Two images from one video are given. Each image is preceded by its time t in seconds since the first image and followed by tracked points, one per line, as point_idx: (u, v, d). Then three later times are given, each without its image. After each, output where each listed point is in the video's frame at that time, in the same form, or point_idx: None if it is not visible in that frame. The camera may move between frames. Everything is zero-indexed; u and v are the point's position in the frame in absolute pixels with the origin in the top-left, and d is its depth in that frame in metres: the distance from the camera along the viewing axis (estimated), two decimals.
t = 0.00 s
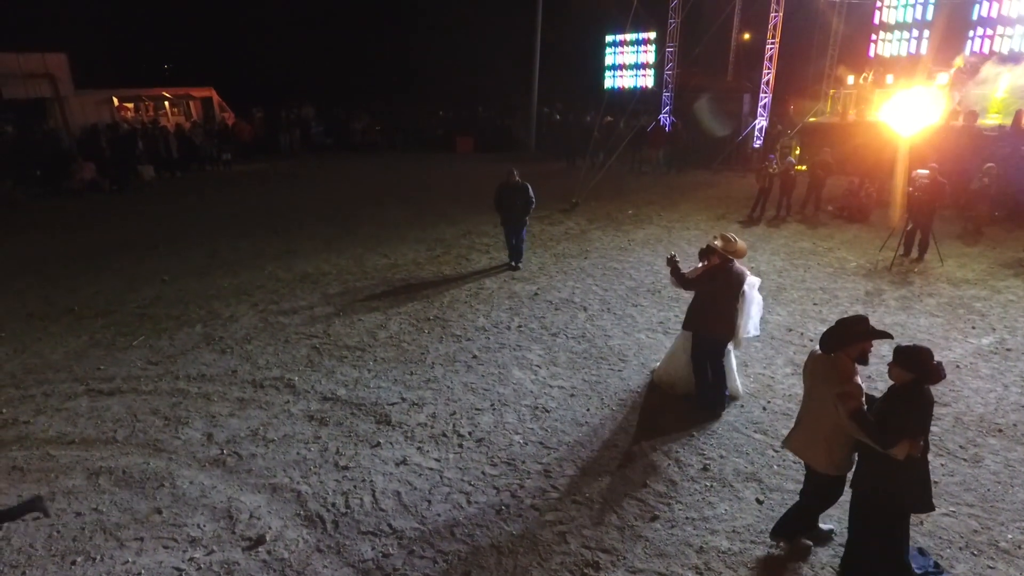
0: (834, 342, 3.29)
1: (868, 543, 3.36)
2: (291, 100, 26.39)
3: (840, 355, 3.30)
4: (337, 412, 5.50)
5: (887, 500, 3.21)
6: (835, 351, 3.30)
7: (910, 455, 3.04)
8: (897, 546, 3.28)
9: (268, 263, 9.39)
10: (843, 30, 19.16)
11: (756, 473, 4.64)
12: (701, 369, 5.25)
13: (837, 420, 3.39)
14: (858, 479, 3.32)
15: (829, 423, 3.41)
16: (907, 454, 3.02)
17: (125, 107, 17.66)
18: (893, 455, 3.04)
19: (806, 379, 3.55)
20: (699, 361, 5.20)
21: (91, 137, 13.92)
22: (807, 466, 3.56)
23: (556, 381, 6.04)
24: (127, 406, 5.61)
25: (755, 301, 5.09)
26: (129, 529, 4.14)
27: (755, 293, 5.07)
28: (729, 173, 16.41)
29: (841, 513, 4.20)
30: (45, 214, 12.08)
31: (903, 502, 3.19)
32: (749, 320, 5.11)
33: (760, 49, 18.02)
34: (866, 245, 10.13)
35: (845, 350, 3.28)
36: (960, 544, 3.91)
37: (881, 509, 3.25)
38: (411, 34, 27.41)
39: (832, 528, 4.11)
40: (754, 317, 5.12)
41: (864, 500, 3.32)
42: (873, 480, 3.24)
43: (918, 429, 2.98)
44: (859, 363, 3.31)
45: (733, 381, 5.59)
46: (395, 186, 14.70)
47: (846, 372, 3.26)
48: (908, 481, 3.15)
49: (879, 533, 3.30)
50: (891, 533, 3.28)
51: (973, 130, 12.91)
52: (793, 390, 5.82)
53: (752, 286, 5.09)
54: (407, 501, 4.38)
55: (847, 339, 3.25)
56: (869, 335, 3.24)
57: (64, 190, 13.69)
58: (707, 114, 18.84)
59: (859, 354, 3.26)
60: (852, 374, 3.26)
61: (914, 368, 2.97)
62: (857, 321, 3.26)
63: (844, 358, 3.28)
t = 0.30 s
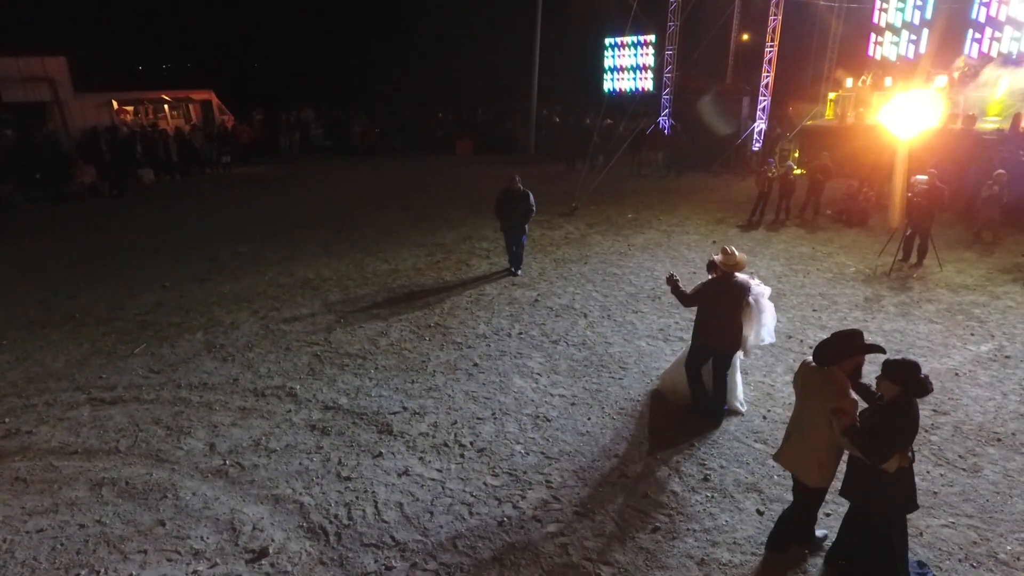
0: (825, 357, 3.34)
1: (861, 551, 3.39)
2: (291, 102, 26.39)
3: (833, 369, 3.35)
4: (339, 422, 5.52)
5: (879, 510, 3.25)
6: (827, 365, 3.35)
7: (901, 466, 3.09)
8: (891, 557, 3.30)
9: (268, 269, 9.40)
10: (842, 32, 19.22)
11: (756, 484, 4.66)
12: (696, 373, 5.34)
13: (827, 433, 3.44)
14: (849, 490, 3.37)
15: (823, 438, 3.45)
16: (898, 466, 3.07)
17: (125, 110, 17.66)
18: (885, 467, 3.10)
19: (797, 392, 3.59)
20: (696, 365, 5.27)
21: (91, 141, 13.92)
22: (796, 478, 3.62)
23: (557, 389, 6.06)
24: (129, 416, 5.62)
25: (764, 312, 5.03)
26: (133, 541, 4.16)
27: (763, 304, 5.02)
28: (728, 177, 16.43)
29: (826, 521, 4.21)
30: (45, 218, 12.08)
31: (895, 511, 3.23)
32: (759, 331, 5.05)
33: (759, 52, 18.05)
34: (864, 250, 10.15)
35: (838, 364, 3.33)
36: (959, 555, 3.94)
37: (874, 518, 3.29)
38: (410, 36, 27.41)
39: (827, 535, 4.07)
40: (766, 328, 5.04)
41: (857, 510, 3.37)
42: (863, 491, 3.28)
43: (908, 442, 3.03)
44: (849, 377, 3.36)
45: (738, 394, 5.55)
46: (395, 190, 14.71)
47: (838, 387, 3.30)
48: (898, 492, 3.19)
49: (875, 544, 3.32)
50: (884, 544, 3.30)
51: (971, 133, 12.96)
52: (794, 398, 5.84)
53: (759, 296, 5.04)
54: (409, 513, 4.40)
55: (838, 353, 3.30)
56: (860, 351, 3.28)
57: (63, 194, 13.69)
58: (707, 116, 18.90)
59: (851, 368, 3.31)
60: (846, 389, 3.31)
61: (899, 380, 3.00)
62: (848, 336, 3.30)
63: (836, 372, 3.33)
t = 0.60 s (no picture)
0: (812, 360, 3.36)
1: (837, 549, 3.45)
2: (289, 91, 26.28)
3: (819, 372, 3.38)
4: (339, 416, 5.58)
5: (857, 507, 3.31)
6: (813, 368, 3.37)
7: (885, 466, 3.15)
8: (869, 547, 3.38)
9: (268, 261, 9.43)
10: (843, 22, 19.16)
11: (752, 478, 4.72)
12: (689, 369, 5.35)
13: (813, 433, 3.47)
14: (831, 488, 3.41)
15: (809, 438, 3.48)
16: (883, 466, 3.12)
17: (122, 101, 17.60)
18: (869, 467, 3.15)
19: (784, 393, 3.62)
20: (689, 361, 5.29)
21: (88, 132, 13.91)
22: (784, 476, 3.65)
23: (555, 383, 6.11)
24: (131, 411, 5.67)
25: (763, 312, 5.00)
26: (137, 536, 4.22)
27: (761, 304, 4.99)
28: (727, 167, 16.41)
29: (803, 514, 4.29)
30: (43, 210, 12.08)
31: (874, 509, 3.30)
32: (757, 331, 5.02)
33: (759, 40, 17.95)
34: (863, 242, 10.17)
35: (823, 367, 3.36)
36: (950, 550, 4.00)
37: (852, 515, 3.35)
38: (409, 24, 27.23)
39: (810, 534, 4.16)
40: (764, 328, 5.00)
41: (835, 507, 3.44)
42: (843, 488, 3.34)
43: (892, 443, 3.08)
44: (836, 378, 3.40)
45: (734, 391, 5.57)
46: (393, 180, 14.69)
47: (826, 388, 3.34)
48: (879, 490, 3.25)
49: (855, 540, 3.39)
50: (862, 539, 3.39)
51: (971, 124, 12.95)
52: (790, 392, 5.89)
53: (757, 296, 5.01)
54: (410, 508, 4.46)
55: (824, 356, 3.33)
56: (845, 353, 3.32)
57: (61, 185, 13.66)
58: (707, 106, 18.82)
59: (837, 371, 3.35)
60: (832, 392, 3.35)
61: (884, 384, 3.05)
62: (833, 339, 3.33)
63: (824, 374, 3.36)
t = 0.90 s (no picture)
0: (803, 338, 3.43)
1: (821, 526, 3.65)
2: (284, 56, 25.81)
3: (809, 351, 3.45)
4: (339, 391, 5.66)
5: (835, 487, 3.49)
6: (804, 345, 3.45)
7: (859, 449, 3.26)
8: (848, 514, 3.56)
9: (265, 234, 9.42)
10: None
11: (744, 453, 4.82)
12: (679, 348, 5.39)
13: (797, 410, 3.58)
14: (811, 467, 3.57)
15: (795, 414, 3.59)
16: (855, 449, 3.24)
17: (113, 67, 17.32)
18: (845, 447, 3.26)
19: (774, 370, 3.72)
20: (678, 340, 5.32)
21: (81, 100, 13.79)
22: (767, 449, 3.79)
23: (552, 358, 6.18)
24: (133, 386, 5.74)
25: (748, 300, 5.03)
26: (143, 511, 4.33)
27: (750, 292, 5.00)
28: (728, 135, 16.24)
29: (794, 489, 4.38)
30: (38, 181, 11.99)
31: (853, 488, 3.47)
32: (736, 318, 5.09)
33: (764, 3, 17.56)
34: (862, 213, 10.13)
35: (812, 347, 3.42)
36: (934, 523, 4.12)
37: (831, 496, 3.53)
38: None
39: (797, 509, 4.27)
40: (747, 316, 5.07)
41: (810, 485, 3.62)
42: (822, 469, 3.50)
43: (867, 426, 3.19)
44: (823, 359, 3.47)
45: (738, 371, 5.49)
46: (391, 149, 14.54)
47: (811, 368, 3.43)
48: (856, 469, 3.41)
49: (835, 517, 3.58)
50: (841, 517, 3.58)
51: (975, 92, 12.79)
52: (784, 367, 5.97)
53: (748, 285, 5.00)
54: (409, 483, 4.57)
55: (813, 335, 3.39)
56: (834, 335, 3.38)
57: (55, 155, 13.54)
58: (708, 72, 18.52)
59: (825, 351, 3.41)
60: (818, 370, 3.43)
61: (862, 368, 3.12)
62: (825, 319, 3.38)
63: (810, 354, 3.44)
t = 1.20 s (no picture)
0: (798, 318, 3.54)
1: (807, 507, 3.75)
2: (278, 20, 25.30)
3: (802, 331, 3.56)
4: (338, 367, 5.73)
5: (818, 466, 3.59)
6: (799, 326, 3.56)
7: (841, 428, 3.38)
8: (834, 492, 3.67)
9: (263, 206, 9.39)
10: None
11: (736, 429, 4.91)
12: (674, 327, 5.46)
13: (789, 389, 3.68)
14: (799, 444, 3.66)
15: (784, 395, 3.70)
16: (836, 428, 3.37)
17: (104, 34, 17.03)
18: (827, 425, 3.36)
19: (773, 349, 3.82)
20: (672, 318, 5.37)
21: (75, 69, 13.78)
22: (762, 426, 3.90)
23: (549, 334, 6.24)
24: (135, 363, 5.81)
25: (745, 277, 4.89)
26: (148, 487, 4.43)
27: (746, 268, 4.87)
28: (729, 104, 16.04)
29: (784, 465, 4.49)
30: (32, 152, 11.89)
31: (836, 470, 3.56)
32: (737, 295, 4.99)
33: None
34: (862, 185, 10.09)
35: (807, 326, 3.52)
36: (919, 498, 4.23)
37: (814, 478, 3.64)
38: None
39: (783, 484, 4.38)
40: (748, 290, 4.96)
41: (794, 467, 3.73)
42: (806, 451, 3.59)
43: (849, 407, 3.29)
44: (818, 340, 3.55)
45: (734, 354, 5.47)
46: (388, 119, 14.37)
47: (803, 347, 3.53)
48: (841, 451, 3.49)
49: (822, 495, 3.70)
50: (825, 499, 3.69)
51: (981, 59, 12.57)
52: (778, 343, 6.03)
53: (748, 260, 4.89)
54: (408, 458, 4.67)
55: (807, 316, 3.50)
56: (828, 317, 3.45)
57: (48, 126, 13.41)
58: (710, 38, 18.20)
59: (819, 333, 3.50)
60: (810, 351, 3.54)
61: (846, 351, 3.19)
62: (821, 300, 3.47)
63: (805, 334, 3.53)
